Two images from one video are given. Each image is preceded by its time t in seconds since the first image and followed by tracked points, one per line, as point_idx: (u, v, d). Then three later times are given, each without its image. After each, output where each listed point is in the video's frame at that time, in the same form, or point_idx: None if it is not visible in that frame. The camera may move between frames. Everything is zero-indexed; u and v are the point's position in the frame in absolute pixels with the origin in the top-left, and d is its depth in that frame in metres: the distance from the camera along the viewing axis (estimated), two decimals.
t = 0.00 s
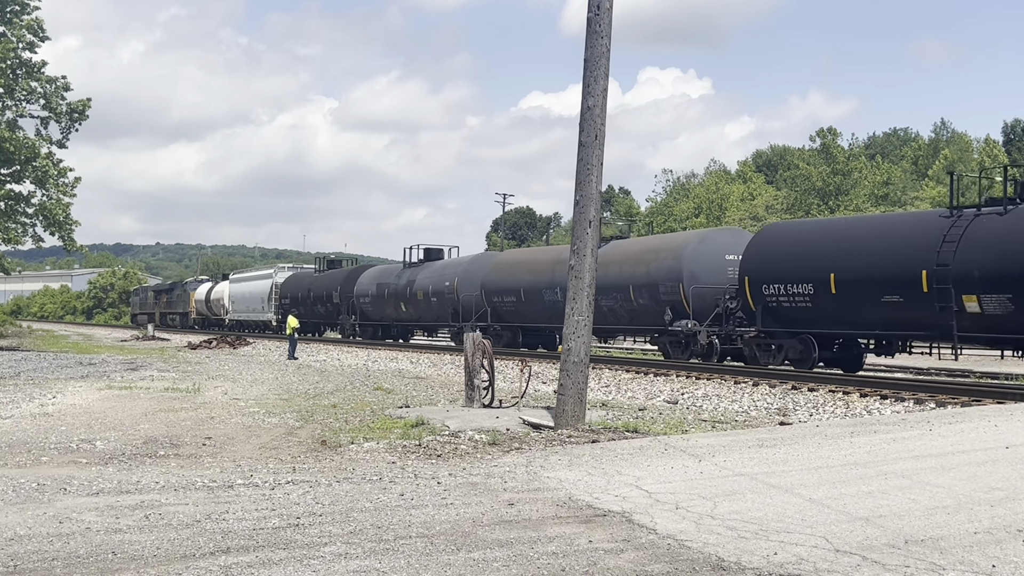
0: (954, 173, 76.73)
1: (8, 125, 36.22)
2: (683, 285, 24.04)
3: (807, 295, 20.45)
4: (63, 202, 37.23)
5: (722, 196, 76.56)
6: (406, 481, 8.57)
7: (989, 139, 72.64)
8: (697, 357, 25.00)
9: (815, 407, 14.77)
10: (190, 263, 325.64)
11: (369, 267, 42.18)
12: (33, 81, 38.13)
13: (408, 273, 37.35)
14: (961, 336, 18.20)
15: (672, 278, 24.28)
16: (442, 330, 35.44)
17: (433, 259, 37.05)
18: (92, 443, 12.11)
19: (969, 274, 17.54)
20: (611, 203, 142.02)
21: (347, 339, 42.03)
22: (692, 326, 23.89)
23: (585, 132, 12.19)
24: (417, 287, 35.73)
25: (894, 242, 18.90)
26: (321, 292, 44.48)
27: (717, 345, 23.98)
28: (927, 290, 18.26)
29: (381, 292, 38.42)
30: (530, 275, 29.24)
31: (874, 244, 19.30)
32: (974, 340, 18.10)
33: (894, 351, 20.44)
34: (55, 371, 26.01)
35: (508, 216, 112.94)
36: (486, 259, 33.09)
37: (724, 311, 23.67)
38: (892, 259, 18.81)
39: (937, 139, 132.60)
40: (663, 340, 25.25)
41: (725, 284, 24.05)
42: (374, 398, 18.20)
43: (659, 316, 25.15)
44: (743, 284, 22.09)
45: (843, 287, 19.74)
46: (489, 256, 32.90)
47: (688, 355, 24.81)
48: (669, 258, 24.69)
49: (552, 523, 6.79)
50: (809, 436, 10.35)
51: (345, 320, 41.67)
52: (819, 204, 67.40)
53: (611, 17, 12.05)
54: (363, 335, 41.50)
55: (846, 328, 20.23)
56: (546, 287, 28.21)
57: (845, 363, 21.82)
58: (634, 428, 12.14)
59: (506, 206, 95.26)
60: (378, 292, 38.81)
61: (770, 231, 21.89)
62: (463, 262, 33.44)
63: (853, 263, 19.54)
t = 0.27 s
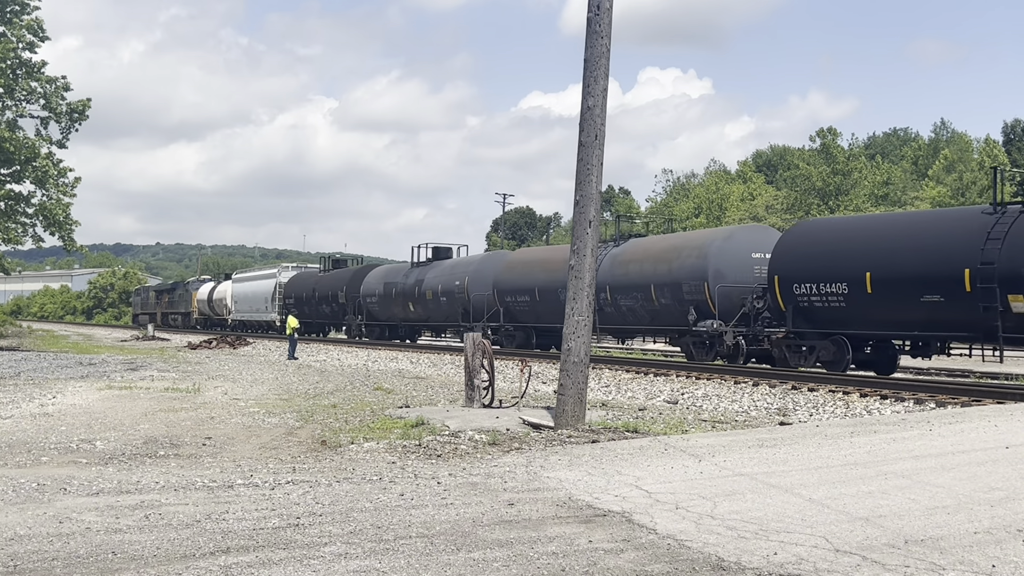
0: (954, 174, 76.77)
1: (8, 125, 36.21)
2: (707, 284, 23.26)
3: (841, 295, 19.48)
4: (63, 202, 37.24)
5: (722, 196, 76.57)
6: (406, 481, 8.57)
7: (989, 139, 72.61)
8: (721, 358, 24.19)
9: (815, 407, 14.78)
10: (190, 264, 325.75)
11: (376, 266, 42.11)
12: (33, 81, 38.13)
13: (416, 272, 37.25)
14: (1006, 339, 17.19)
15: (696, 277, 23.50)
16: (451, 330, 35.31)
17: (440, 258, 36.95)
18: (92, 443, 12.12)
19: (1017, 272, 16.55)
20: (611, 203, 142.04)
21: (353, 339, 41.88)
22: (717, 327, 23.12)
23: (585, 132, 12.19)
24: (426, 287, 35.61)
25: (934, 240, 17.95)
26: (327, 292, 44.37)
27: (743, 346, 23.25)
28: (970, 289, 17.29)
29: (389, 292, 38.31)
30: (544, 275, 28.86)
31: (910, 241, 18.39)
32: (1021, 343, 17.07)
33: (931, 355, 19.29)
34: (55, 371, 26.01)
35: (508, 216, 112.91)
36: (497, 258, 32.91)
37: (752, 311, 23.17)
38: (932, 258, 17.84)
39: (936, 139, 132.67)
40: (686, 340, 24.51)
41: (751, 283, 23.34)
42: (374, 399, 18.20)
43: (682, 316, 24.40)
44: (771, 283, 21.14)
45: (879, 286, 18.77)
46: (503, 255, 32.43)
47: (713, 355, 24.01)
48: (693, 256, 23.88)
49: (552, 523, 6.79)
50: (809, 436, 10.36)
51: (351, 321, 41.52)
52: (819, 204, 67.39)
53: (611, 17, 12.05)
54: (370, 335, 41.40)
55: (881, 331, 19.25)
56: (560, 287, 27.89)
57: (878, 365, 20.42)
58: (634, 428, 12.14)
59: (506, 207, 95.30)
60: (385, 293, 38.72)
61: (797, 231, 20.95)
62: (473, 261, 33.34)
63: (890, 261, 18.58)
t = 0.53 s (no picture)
0: (954, 174, 76.77)
1: (8, 125, 36.21)
2: (734, 283, 22.80)
3: (878, 294, 19.13)
4: (63, 202, 37.24)
5: (722, 197, 76.55)
6: (406, 481, 8.57)
7: (989, 139, 72.56)
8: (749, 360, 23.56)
9: (815, 408, 14.79)
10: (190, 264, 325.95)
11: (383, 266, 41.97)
12: (33, 81, 38.12)
13: (424, 272, 37.13)
14: None
15: (723, 276, 23.06)
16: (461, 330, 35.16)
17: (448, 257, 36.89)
18: (92, 443, 12.13)
19: None
20: (611, 203, 142.08)
21: (359, 340, 41.93)
22: (745, 326, 22.58)
23: (586, 132, 12.19)
24: (436, 286, 35.46)
25: (976, 237, 17.55)
26: (332, 292, 44.39)
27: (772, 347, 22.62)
28: (1015, 288, 16.85)
29: (397, 292, 38.19)
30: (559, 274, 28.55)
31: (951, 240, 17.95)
32: None
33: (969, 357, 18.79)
34: (55, 371, 26.02)
35: (508, 216, 112.90)
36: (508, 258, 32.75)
37: (780, 311, 22.57)
38: (974, 256, 17.44)
39: (936, 139, 132.67)
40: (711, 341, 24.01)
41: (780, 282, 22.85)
42: (374, 398, 18.22)
43: (707, 317, 23.95)
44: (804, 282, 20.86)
45: (917, 285, 18.40)
46: (517, 255, 32.04)
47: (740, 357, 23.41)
48: (719, 255, 23.48)
49: (552, 523, 6.79)
50: (809, 436, 10.36)
51: (357, 321, 41.53)
52: (819, 204, 67.38)
53: (611, 17, 12.05)
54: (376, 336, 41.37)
55: (919, 332, 18.85)
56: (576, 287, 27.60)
57: (914, 367, 19.99)
58: (633, 428, 12.15)
59: (506, 208, 95.33)
60: (393, 293, 38.60)
61: (834, 226, 20.53)
62: (482, 261, 33.20)
63: (929, 260, 18.19)
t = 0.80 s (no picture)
0: (954, 174, 76.78)
1: (9, 125, 36.21)
2: (763, 282, 22.20)
3: (917, 294, 18.49)
4: (63, 202, 37.23)
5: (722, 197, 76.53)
6: (406, 481, 8.57)
7: (988, 139, 72.54)
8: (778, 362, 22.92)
9: (815, 408, 14.78)
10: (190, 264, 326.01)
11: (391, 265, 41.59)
12: (33, 81, 38.11)
13: (434, 271, 36.78)
14: None
15: (751, 275, 22.45)
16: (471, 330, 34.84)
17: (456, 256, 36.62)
18: (92, 443, 12.12)
19: None
20: (611, 203, 142.15)
21: (365, 340, 41.71)
22: (775, 327, 21.96)
23: (586, 132, 12.19)
24: (445, 286, 35.17)
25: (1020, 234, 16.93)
26: (338, 291, 44.16)
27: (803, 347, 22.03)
28: None
29: (406, 292, 37.85)
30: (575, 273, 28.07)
31: (992, 236, 17.38)
32: None
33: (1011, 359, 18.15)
34: (55, 371, 26.02)
35: (508, 216, 112.86)
36: (521, 257, 32.38)
37: (810, 310, 22.02)
38: (1019, 254, 16.82)
39: (937, 139, 132.70)
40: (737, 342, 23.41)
41: (809, 281, 22.27)
42: (374, 398, 18.21)
43: (733, 317, 23.37)
44: (837, 282, 20.22)
45: (959, 285, 17.77)
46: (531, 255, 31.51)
47: (769, 358, 22.75)
48: (746, 253, 22.89)
49: (551, 523, 6.80)
50: (809, 436, 10.36)
51: (364, 321, 41.29)
52: (819, 205, 67.37)
53: (611, 17, 12.05)
54: (384, 336, 41.15)
55: (960, 333, 18.24)
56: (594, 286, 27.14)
57: (952, 369, 19.35)
58: (633, 428, 12.15)
59: (506, 208, 95.31)
60: (402, 292, 38.27)
61: (864, 225, 19.94)
62: (493, 259, 32.84)
63: (971, 258, 17.57)
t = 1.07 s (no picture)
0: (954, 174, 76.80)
1: (8, 125, 36.22)
2: (793, 280, 21.41)
3: (960, 294, 17.59)
4: (64, 202, 37.24)
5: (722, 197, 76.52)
6: (406, 481, 8.58)
7: (988, 139, 72.47)
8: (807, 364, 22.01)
9: (815, 408, 14.79)
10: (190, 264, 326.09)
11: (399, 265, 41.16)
12: (33, 81, 38.11)
13: (445, 270, 36.53)
14: None
15: (780, 273, 21.65)
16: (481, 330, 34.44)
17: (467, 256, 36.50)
18: (92, 443, 12.13)
19: None
20: (611, 203, 142.25)
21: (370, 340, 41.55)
22: (807, 328, 21.12)
23: (585, 132, 12.19)
24: (456, 285, 34.81)
25: None
26: (344, 291, 44.04)
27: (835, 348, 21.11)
28: None
29: (416, 292, 37.58)
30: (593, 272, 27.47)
31: (979, 237, 17.41)
32: None
33: None
34: (55, 371, 26.03)
35: (508, 216, 112.82)
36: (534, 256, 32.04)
37: (843, 310, 21.33)
38: None
39: (937, 139, 132.75)
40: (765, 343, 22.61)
41: (842, 280, 21.50)
42: (374, 398, 18.22)
43: (761, 318, 22.58)
44: (873, 281, 19.30)
45: (1005, 284, 16.86)
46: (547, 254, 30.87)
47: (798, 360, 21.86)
48: (776, 250, 22.10)
49: (552, 523, 6.80)
50: (809, 436, 10.36)
51: (371, 322, 41.16)
52: (819, 205, 67.39)
53: (611, 17, 12.05)
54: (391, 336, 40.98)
55: (1006, 334, 17.33)
56: (612, 286, 26.57)
57: (993, 371, 18.52)
58: (633, 428, 12.15)
59: (506, 209, 95.34)
60: (411, 292, 38.02)
61: (900, 222, 19.05)
62: (505, 259, 32.50)
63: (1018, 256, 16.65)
